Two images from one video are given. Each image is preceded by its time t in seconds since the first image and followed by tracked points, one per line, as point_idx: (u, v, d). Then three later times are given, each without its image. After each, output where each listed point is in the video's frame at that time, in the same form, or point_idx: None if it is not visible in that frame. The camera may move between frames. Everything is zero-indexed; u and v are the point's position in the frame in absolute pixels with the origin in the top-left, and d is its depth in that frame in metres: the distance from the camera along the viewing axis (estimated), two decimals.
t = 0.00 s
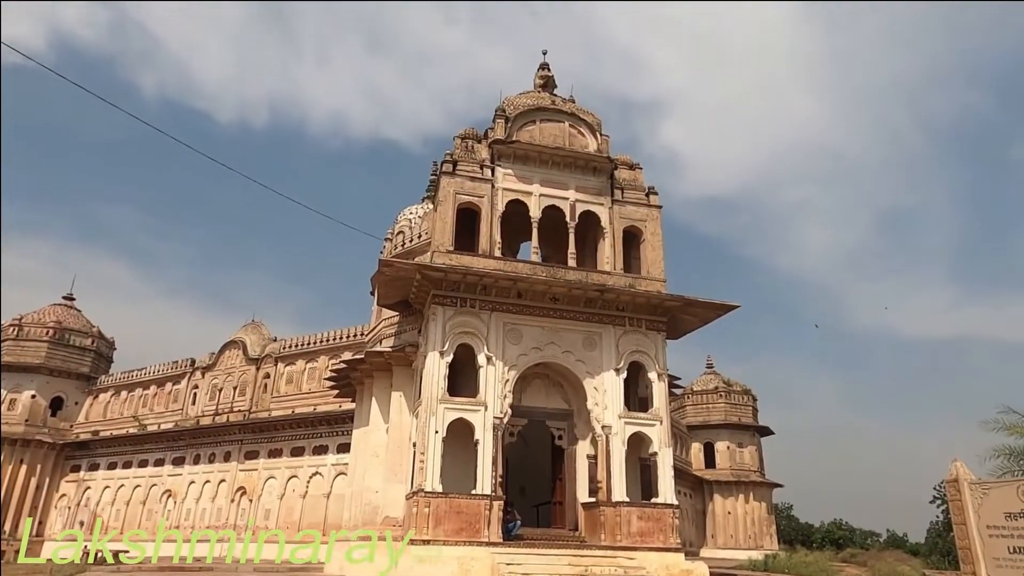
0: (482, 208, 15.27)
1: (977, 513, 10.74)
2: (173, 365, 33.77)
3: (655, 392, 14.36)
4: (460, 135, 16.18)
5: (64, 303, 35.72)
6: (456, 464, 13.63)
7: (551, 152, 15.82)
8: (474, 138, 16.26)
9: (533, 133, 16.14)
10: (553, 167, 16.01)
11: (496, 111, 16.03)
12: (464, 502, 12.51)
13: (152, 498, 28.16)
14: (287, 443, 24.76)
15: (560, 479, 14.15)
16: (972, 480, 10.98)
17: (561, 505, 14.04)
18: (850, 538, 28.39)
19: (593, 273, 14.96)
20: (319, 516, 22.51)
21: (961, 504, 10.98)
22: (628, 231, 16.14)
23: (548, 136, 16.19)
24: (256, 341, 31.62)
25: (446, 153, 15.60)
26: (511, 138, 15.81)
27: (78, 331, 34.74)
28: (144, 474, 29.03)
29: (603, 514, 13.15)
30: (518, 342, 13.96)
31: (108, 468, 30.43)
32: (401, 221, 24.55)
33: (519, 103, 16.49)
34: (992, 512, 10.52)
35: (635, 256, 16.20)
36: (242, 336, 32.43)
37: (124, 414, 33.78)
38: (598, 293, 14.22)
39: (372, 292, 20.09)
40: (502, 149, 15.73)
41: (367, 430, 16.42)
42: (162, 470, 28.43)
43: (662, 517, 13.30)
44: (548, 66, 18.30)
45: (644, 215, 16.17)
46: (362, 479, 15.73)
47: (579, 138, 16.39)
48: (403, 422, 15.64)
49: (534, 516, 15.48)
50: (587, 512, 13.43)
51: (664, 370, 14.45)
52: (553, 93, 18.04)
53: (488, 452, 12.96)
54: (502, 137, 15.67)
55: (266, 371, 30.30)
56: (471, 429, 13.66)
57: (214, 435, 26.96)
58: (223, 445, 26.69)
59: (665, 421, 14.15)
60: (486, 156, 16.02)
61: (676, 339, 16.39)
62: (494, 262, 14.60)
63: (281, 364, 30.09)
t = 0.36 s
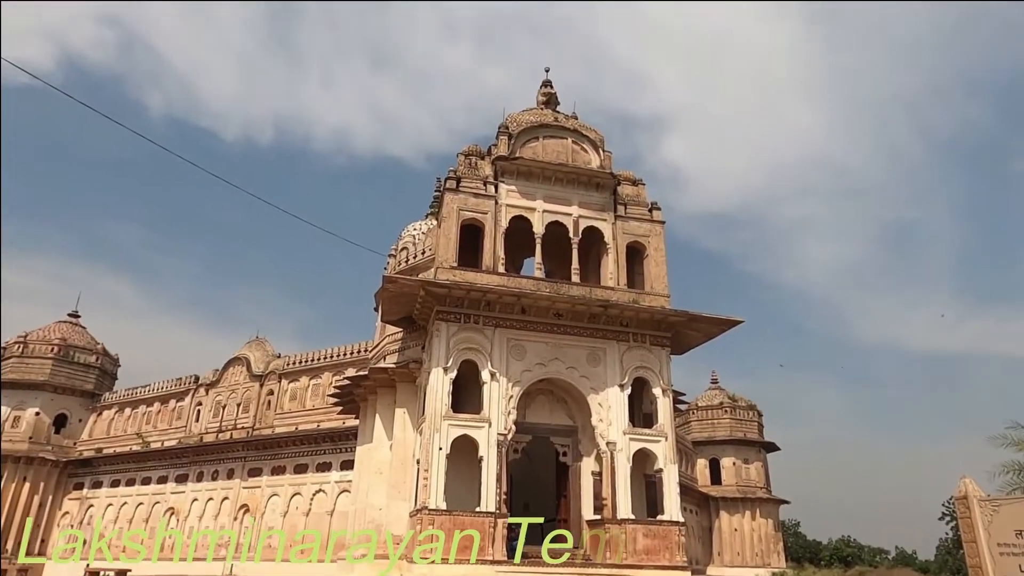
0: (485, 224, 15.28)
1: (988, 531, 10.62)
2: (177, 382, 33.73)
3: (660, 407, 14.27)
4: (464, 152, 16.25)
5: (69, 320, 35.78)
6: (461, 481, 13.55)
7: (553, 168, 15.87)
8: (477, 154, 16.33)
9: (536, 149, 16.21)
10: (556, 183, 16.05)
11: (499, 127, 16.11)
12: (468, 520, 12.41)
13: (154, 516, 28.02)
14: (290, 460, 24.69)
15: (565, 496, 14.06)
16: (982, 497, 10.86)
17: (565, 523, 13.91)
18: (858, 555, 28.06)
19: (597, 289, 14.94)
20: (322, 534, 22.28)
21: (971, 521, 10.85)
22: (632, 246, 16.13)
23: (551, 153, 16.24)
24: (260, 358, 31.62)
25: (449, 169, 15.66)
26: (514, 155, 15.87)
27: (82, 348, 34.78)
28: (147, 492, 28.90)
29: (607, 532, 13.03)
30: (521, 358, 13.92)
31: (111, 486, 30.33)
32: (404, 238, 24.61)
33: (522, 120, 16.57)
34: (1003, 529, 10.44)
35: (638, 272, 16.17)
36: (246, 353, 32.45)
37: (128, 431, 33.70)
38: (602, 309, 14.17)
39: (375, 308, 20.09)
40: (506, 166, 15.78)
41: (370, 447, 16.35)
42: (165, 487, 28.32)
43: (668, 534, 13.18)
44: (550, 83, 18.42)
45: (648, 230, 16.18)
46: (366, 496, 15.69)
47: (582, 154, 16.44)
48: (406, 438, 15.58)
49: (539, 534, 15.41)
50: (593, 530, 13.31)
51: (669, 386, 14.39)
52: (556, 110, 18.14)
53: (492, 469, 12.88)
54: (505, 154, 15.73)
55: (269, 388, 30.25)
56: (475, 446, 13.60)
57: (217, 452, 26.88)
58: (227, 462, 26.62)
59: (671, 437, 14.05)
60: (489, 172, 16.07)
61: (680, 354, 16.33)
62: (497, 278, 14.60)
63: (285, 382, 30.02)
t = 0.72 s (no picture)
0: (490, 241, 15.31)
1: (1000, 549, 10.50)
2: (182, 399, 33.71)
3: (666, 424, 14.18)
4: (468, 169, 16.30)
5: (76, 336, 36.00)
6: (466, 498, 13.47)
7: (558, 184, 15.91)
8: (482, 171, 16.39)
9: (541, 165, 16.27)
10: (560, 199, 16.08)
11: (503, 144, 16.17)
12: (473, 538, 12.31)
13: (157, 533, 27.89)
14: (295, 476, 24.61)
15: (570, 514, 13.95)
16: (993, 515, 10.75)
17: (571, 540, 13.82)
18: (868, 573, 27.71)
19: (601, 304, 14.91)
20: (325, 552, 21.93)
21: (982, 540, 10.72)
22: (637, 262, 16.12)
23: (555, 169, 16.30)
24: (265, 374, 31.60)
25: (454, 186, 15.71)
26: (519, 171, 15.93)
27: (88, 365, 34.85)
28: (150, 509, 28.80)
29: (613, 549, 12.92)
30: (526, 374, 13.87)
31: (115, 503, 30.25)
32: (409, 254, 24.65)
33: (527, 137, 16.64)
34: (1015, 548, 10.35)
35: (643, 288, 16.14)
36: (251, 369, 32.45)
37: (132, 447, 33.64)
38: (608, 325, 14.14)
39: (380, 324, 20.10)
40: (510, 182, 15.82)
41: (374, 464, 16.28)
42: (169, 504, 28.22)
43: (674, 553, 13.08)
44: (554, 100, 18.52)
45: (652, 246, 16.17)
46: (370, 513, 15.62)
47: (586, 170, 16.49)
48: (411, 455, 15.52)
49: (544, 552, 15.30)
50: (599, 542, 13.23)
51: (676, 402, 14.31)
52: (560, 127, 18.22)
53: (498, 486, 12.80)
54: (510, 170, 15.79)
55: (274, 404, 30.21)
56: (480, 462, 13.52)
57: (221, 469, 26.80)
58: (231, 479, 26.55)
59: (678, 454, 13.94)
60: (493, 189, 16.12)
61: (686, 370, 16.25)
62: (502, 294, 14.59)
63: (290, 398, 29.97)
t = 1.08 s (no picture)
0: (492, 247, 15.30)
1: (1005, 556, 10.47)
2: (184, 405, 33.70)
3: (669, 430, 14.14)
4: (470, 175, 16.31)
5: (78, 342, 35.93)
6: (468, 505, 13.42)
7: (560, 190, 15.92)
8: (484, 177, 16.39)
9: (543, 171, 16.27)
10: (562, 205, 16.08)
11: (505, 150, 16.19)
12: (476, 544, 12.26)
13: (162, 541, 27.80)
14: (297, 483, 24.56)
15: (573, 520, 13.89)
16: (998, 521, 10.71)
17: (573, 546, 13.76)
18: None
19: (604, 310, 14.89)
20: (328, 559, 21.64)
21: (987, 546, 10.67)
22: (639, 267, 16.10)
23: (557, 175, 16.30)
24: (267, 380, 31.59)
25: (456, 192, 15.72)
26: (521, 177, 15.94)
27: (91, 371, 34.88)
28: (152, 515, 28.77)
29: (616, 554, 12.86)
30: (529, 380, 13.84)
31: (117, 510, 30.22)
32: (411, 259, 24.66)
33: (529, 143, 16.65)
34: (1021, 556, 10.29)
35: (646, 293, 16.11)
36: (253, 375, 32.43)
37: (135, 454, 33.63)
38: (610, 330, 14.12)
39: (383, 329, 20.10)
40: (513, 188, 15.83)
41: (377, 469, 16.24)
42: (171, 511, 28.17)
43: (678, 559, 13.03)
44: (556, 106, 18.54)
45: (654, 251, 16.16)
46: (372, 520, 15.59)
47: (588, 175, 16.49)
48: (414, 461, 15.48)
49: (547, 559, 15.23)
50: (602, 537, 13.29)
51: (678, 408, 14.28)
52: (562, 133, 18.22)
53: (500, 492, 12.75)
54: (511, 176, 15.80)
55: (277, 411, 30.20)
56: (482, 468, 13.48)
57: (223, 475, 26.77)
58: (233, 485, 26.51)
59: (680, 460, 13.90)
60: (496, 195, 16.12)
61: (689, 375, 16.20)
62: (504, 299, 14.57)
63: (292, 404, 29.95)
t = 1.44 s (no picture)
0: (496, 254, 15.30)
1: (1013, 565, 10.41)
2: (189, 414, 33.79)
3: (673, 437, 14.09)
4: (474, 183, 16.33)
5: (83, 351, 36.04)
6: (472, 513, 13.38)
7: (563, 198, 15.93)
8: (487, 185, 16.42)
9: (546, 179, 16.29)
10: (565, 213, 16.10)
11: (508, 158, 16.22)
12: (481, 554, 12.20)
13: (166, 548, 27.71)
14: (300, 491, 24.53)
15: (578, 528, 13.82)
16: (1006, 530, 10.66)
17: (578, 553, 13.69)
18: None
19: (608, 317, 14.87)
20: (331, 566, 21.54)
21: (995, 555, 10.61)
22: (642, 274, 16.09)
23: (560, 183, 16.32)
24: (271, 388, 31.63)
25: (460, 200, 15.73)
26: (524, 185, 15.96)
27: (95, 380, 34.92)
28: (156, 523, 28.77)
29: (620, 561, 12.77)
30: (532, 388, 13.82)
31: (121, 518, 30.23)
32: (415, 267, 24.70)
33: (531, 151, 16.67)
34: None
35: (649, 301, 16.10)
36: (257, 384, 32.45)
37: (139, 463, 33.64)
38: (614, 337, 14.08)
39: (386, 337, 20.12)
40: (516, 196, 15.85)
41: (381, 477, 16.22)
42: (174, 519, 28.18)
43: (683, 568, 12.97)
44: (559, 113, 18.58)
45: (658, 258, 16.14)
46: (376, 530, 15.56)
47: (591, 183, 16.51)
48: (418, 469, 15.46)
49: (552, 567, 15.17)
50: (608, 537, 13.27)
51: (683, 415, 14.24)
52: (564, 141, 18.26)
53: (504, 501, 12.70)
54: (515, 184, 15.82)
55: (281, 419, 30.20)
56: (486, 477, 13.43)
57: (227, 483, 26.75)
58: (237, 494, 26.50)
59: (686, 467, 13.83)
60: (499, 203, 16.13)
61: (693, 383, 16.16)
62: (508, 307, 14.56)
63: (296, 412, 29.93)
